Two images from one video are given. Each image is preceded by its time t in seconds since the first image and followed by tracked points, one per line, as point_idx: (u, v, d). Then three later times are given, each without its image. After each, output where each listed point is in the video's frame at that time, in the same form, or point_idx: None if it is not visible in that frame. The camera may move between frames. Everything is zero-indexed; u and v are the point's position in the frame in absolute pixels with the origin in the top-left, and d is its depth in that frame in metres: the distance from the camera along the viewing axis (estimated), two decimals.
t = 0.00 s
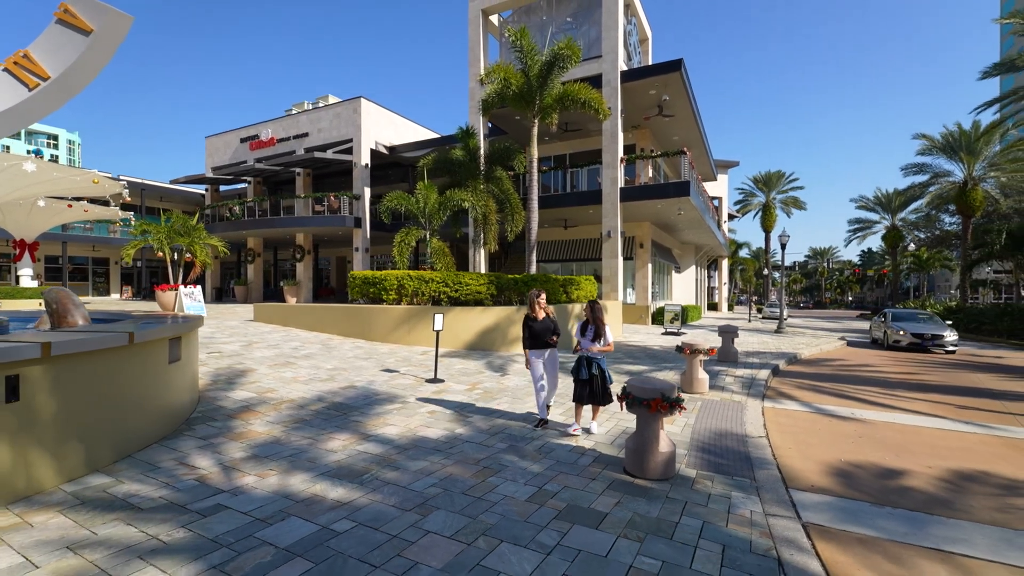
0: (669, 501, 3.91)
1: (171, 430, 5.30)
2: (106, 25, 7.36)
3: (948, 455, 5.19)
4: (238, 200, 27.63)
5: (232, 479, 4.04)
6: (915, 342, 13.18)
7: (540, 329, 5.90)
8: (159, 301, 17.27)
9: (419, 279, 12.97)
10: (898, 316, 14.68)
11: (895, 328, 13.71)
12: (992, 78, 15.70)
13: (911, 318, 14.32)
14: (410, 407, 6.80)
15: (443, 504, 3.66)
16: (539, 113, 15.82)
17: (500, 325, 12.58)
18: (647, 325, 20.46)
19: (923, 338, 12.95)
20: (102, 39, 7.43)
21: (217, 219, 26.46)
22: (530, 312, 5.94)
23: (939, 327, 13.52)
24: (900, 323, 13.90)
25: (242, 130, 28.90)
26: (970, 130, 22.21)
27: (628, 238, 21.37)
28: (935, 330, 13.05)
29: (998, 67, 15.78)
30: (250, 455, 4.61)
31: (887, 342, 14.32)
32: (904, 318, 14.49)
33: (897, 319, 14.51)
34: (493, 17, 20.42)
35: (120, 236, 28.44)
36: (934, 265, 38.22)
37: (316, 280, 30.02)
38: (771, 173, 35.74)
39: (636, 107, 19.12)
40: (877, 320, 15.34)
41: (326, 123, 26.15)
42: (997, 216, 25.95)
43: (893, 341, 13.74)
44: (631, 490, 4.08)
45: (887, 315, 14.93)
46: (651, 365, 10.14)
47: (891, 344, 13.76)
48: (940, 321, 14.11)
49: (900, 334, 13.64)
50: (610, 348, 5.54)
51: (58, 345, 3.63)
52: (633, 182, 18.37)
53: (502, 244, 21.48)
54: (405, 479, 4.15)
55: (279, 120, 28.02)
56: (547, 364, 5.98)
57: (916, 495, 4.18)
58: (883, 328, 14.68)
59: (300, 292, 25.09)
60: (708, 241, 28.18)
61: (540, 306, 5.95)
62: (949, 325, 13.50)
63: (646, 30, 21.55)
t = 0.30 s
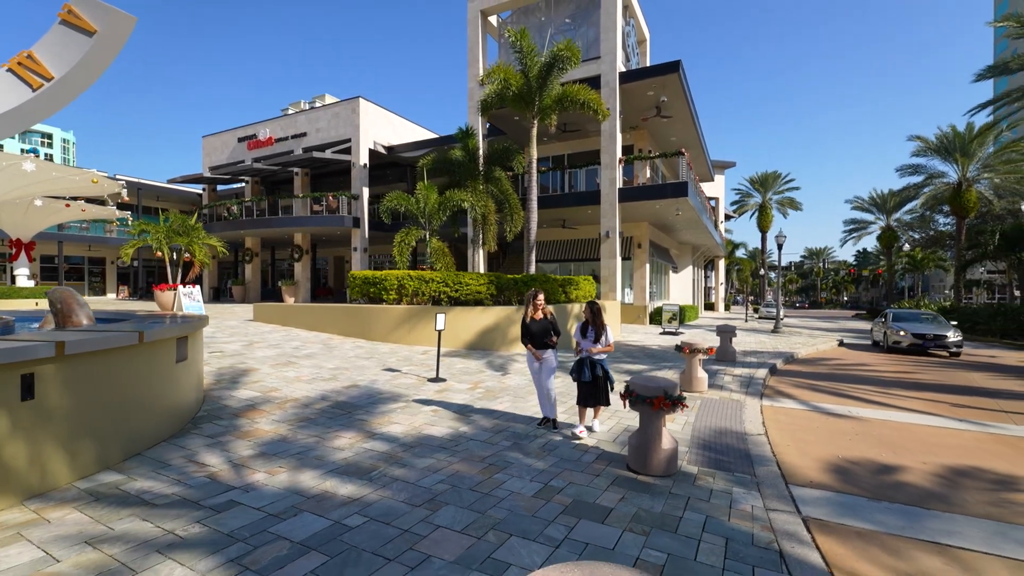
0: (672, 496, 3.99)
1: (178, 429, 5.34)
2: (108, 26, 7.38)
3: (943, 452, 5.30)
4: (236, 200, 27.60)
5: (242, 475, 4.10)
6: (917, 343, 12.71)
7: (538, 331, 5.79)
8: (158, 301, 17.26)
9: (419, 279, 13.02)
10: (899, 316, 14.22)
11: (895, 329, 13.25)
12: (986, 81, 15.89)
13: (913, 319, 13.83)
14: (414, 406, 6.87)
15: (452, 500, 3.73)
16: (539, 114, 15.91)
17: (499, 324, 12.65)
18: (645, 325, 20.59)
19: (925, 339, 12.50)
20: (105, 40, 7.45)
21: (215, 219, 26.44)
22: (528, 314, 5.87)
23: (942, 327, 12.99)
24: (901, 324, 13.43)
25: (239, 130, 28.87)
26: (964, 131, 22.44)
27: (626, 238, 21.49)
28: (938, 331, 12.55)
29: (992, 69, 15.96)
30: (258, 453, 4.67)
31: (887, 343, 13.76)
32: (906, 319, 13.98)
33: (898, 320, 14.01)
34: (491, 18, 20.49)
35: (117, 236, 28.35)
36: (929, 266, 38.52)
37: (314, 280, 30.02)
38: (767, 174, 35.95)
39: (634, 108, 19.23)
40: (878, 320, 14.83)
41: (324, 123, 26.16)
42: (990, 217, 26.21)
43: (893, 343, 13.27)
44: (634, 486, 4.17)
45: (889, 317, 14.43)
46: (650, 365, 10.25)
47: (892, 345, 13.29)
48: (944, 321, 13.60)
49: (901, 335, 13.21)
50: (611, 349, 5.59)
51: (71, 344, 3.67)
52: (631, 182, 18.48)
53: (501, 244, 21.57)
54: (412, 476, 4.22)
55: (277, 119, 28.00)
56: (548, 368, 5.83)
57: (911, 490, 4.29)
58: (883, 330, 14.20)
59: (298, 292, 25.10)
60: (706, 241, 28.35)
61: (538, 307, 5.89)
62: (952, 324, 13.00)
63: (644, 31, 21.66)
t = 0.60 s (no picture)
0: (675, 491, 4.09)
1: (185, 429, 5.39)
2: (111, 26, 7.41)
3: (937, 447, 5.43)
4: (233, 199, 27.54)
5: (253, 472, 4.17)
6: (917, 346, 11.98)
7: (535, 333, 5.70)
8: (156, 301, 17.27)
9: (418, 279, 13.08)
10: (898, 317, 13.50)
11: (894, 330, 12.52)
12: (977, 83, 16.13)
13: (913, 320, 13.09)
14: (417, 405, 6.95)
15: (460, 496, 3.81)
16: (537, 115, 16.00)
17: (498, 324, 12.74)
18: (642, 324, 20.74)
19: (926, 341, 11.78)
20: (107, 40, 7.48)
21: (211, 218, 26.39)
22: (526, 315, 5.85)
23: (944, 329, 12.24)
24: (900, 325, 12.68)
25: (236, 129, 28.80)
26: (955, 133, 22.72)
27: (623, 239, 21.61)
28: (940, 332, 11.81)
29: (983, 72, 16.21)
30: (266, 451, 4.74)
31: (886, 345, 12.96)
32: (906, 321, 13.22)
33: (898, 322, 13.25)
34: (489, 19, 20.57)
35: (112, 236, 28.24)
36: (921, 266, 38.92)
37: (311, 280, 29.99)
38: (762, 174, 36.22)
39: (631, 109, 19.36)
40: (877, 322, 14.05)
41: (321, 123, 26.15)
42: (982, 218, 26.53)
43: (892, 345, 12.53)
44: (638, 482, 4.26)
45: (887, 317, 13.68)
46: (648, 364, 10.36)
47: (891, 348, 12.53)
48: (947, 322, 12.85)
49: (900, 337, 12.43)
50: (608, 348, 5.64)
51: (85, 342, 3.72)
52: (628, 183, 18.61)
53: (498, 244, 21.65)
54: (420, 472, 4.30)
55: (273, 119, 27.96)
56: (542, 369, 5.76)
57: (907, 484, 4.41)
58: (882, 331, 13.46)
59: (295, 292, 25.07)
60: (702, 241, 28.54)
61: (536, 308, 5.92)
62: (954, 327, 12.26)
63: (640, 33, 21.82)
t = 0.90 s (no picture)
0: (673, 487, 4.19)
1: (188, 429, 5.43)
2: (109, 26, 7.40)
3: (927, 444, 5.58)
4: (226, 199, 27.40)
5: (259, 470, 4.23)
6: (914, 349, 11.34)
7: (527, 332, 5.68)
8: (150, 301, 17.17)
9: (416, 279, 13.12)
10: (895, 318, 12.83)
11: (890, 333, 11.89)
12: (965, 87, 16.42)
13: (911, 322, 12.45)
14: (416, 404, 7.00)
15: (465, 492, 3.89)
16: (533, 116, 16.09)
17: (495, 324, 12.82)
18: (636, 324, 20.91)
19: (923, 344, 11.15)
20: (106, 40, 7.48)
21: (205, 218, 26.27)
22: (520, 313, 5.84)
23: (943, 330, 11.58)
24: (897, 327, 12.03)
25: (229, 129, 28.65)
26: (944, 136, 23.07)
27: (618, 239, 21.76)
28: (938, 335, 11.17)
29: (971, 76, 16.51)
30: (271, 449, 4.79)
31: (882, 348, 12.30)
32: (903, 322, 12.55)
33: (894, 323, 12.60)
34: (485, 20, 20.64)
35: (103, 235, 28.00)
36: (911, 266, 39.42)
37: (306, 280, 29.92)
38: (755, 175, 36.53)
39: (626, 110, 19.50)
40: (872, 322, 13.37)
41: (316, 123, 26.10)
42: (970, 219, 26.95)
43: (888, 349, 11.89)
44: (637, 477, 4.36)
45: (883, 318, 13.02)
46: (644, 363, 10.49)
47: (887, 352, 11.89)
48: (946, 324, 12.21)
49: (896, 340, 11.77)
50: (602, 349, 5.57)
51: (92, 342, 3.77)
52: (623, 184, 18.76)
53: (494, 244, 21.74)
54: (424, 469, 4.37)
55: (268, 118, 27.86)
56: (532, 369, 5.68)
57: (898, 479, 4.54)
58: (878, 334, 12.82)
59: (289, 292, 25.00)
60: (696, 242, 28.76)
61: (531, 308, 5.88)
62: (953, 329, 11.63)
63: (635, 35, 21.97)
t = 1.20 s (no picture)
0: (672, 482, 4.28)
1: (190, 427, 5.47)
2: (108, 26, 7.40)
3: (917, 440, 5.72)
4: (221, 198, 27.28)
5: (264, 468, 4.27)
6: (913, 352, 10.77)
7: (520, 331, 5.63)
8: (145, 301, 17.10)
9: (413, 279, 13.16)
10: (894, 319, 12.20)
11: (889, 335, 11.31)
12: (955, 89, 16.68)
13: (910, 323, 11.89)
14: (416, 403, 7.05)
15: (468, 487, 3.96)
16: (529, 117, 16.18)
17: (492, 324, 12.89)
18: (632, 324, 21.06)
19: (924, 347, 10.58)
20: (104, 40, 7.47)
21: (199, 217, 26.15)
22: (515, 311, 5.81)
23: (944, 332, 10.95)
24: (895, 329, 11.46)
25: (224, 128, 28.53)
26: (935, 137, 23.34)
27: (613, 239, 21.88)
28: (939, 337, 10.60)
29: (960, 79, 16.77)
30: (274, 448, 4.83)
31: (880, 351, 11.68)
32: (901, 323, 11.93)
33: (892, 324, 11.98)
34: (481, 20, 20.71)
35: (96, 235, 27.79)
36: (902, 266, 39.82)
37: (301, 280, 29.87)
38: (748, 175, 36.80)
39: (622, 111, 19.62)
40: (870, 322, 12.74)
41: (311, 122, 26.04)
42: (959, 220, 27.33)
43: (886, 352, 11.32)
44: (636, 473, 4.45)
45: (881, 319, 12.39)
46: (640, 362, 10.60)
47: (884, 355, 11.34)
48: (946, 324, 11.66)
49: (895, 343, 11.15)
50: (598, 350, 5.41)
51: (98, 342, 3.79)
52: (619, 184, 18.88)
53: (490, 244, 21.81)
54: (427, 466, 4.44)
55: (263, 118, 27.77)
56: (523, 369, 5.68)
57: (889, 473, 4.66)
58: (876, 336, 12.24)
59: (284, 292, 24.94)
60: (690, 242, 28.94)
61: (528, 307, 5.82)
62: (956, 330, 11.00)
63: (630, 36, 22.10)
